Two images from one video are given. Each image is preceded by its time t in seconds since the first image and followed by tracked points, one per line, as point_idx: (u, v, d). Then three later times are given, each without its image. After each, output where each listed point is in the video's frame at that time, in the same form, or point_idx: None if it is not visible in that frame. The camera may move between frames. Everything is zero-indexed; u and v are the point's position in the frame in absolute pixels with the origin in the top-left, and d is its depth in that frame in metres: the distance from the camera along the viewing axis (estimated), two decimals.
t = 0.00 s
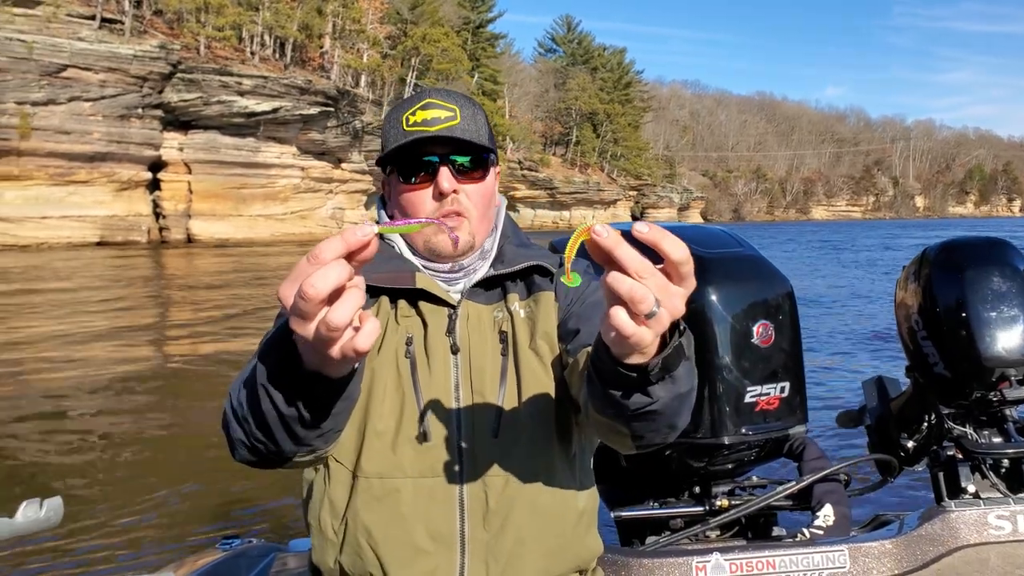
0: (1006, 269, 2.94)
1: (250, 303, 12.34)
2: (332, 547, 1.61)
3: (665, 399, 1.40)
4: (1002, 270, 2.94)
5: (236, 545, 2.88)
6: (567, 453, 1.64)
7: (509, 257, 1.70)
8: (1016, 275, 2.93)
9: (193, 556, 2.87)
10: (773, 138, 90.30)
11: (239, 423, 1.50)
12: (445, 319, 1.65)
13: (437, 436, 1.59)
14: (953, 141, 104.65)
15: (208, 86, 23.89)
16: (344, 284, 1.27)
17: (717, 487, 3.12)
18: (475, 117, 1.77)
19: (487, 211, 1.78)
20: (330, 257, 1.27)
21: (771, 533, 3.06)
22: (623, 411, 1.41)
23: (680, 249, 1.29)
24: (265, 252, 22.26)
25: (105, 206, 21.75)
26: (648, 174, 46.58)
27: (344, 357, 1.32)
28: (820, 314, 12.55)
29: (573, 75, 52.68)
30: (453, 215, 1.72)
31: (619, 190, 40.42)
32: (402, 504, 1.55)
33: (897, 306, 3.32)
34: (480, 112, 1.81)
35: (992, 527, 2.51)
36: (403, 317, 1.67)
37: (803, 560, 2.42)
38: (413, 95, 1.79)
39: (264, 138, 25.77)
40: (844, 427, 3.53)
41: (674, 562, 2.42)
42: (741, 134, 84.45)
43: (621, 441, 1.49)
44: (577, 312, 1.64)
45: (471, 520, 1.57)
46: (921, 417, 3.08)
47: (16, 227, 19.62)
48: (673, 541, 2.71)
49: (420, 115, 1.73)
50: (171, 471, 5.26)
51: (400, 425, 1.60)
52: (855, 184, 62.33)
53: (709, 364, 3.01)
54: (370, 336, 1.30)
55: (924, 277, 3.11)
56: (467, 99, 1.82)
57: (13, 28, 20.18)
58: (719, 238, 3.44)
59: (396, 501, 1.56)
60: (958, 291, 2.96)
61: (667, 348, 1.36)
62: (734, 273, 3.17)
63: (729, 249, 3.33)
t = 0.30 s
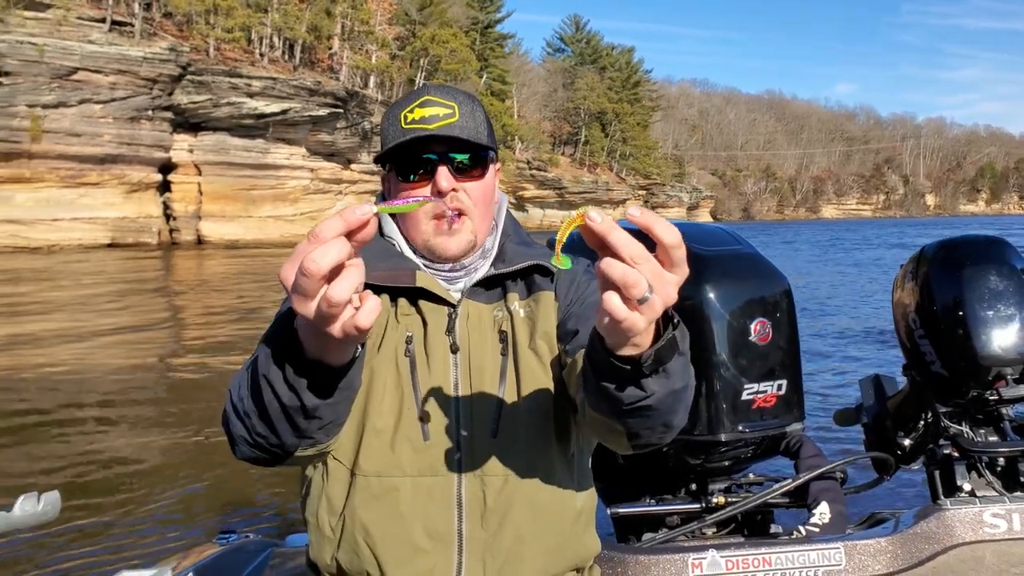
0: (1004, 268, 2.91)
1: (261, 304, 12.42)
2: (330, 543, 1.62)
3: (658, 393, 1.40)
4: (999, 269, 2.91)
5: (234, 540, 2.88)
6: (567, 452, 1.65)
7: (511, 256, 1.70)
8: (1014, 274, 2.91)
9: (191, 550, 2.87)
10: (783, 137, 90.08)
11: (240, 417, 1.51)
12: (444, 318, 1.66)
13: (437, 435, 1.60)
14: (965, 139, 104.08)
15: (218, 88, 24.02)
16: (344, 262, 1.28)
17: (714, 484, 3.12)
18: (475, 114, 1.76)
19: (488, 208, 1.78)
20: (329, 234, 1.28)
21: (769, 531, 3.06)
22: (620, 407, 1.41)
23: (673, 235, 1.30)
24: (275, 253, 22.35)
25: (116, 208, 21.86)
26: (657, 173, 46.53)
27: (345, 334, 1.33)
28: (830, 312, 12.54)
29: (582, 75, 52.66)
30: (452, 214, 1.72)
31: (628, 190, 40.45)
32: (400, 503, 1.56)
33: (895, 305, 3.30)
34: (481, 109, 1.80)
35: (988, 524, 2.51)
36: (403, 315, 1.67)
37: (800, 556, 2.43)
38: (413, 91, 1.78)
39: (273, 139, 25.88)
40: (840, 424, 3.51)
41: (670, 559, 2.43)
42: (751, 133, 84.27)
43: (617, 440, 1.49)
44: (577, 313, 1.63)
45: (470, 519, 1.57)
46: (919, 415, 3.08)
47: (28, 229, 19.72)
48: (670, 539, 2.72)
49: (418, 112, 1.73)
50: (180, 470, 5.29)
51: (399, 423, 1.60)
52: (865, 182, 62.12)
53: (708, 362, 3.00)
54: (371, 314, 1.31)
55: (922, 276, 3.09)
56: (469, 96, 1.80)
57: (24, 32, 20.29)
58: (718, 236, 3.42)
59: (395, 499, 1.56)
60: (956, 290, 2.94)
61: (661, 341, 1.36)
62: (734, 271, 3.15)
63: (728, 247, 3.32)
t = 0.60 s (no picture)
0: (1005, 271, 2.91)
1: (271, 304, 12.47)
2: (327, 541, 1.62)
3: (658, 388, 1.40)
4: (1001, 272, 2.91)
5: (232, 533, 2.87)
6: (566, 448, 1.65)
7: (509, 253, 1.71)
8: (1015, 278, 2.91)
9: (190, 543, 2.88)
10: (792, 135, 89.75)
11: (230, 416, 1.52)
12: (442, 315, 1.66)
13: (434, 432, 1.60)
14: (976, 137, 103.44)
15: (227, 89, 24.08)
16: (324, 276, 1.29)
17: (712, 484, 3.12)
18: (476, 110, 1.75)
19: (484, 206, 1.78)
20: (310, 251, 1.29)
21: (767, 530, 3.05)
22: (618, 403, 1.41)
23: (677, 239, 1.30)
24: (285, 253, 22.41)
25: (126, 210, 21.95)
26: (666, 172, 46.44)
27: (325, 348, 1.34)
28: (837, 312, 12.52)
29: (590, 74, 52.58)
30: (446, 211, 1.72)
31: (637, 189, 40.44)
32: (397, 500, 1.57)
33: (895, 308, 3.28)
34: (482, 104, 1.79)
35: (987, 528, 2.45)
36: (400, 312, 1.69)
37: (797, 557, 2.41)
38: (413, 87, 1.78)
39: (282, 140, 25.96)
40: (838, 426, 3.50)
41: (667, 557, 2.42)
42: (760, 131, 83.98)
43: (616, 438, 1.49)
44: (575, 308, 1.62)
45: (467, 516, 1.58)
46: (915, 417, 3.05)
47: (39, 231, 19.81)
48: (669, 538, 2.71)
49: (419, 107, 1.74)
50: (189, 467, 5.31)
51: (396, 420, 1.61)
52: (875, 180, 61.88)
53: (708, 361, 3.00)
54: (351, 330, 1.31)
55: (923, 280, 3.07)
56: (471, 91, 1.80)
57: (34, 34, 20.20)
58: (720, 235, 3.42)
59: (392, 497, 1.57)
60: (957, 293, 2.93)
61: (662, 339, 1.36)
62: (734, 271, 3.15)
63: (730, 246, 3.31)
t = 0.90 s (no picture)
0: (1004, 276, 2.90)
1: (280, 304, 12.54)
2: (323, 538, 1.62)
3: (660, 408, 1.40)
4: (1000, 277, 2.90)
5: (227, 526, 2.89)
6: (566, 450, 1.65)
7: (509, 251, 1.70)
8: (1013, 283, 2.89)
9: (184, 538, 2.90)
10: (801, 133, 89.49)
11: (222, 414, 1.52)
12: (442, 313, 1.67)
13: (433, 432, 1.61)
14: (987, 135, 102.89)
15: (236, 90, 24.16)
16: (307, 280, 1.29)
17: (709, 484, 3.11)
18: (477, 107, 1.75)
19: (484, 205, 1.78)
20: (294, 253, 1.29)
21: (764, 532, 3.04)
22: (614, 412, 1.40)
23: (689, 275, 1.26)
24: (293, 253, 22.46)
25: (135, 210, 22.06)
26: (675, 171, 46.39)
27: (310, 352, 1.36)
28: (845, 311, 12.49)
29: (598, 73, 52.52)
30: (443, 209, 1.73)
31: (644, 188, 40.46)
32: (394, 499, 1.57)
33: (895, 313, 3.26)
34: (483, 100, 1.79)
35: (982, 532, 2.48)
36: (399, 310, 1.69)
37: (793, 559, 2.40)
38: (415, 82, 1.79)
39: (291, 141, 26.05)
40: (836, 429, 3.49)
41: (663, 557, 2.41)
42: (769, 130, 83.77)
43: (616, 446, 1.49)
44: (575, 310, 1.61)
45: (463, 514, 1.57)
46: (913, 421, 3.04)
47: (49, 232, 19.93)
48: (665, 538, 2.71)
49: (420, 103, 1.74)
50: (197, 466, 5.34)
51: (394, 419, 1.62)
52: (885, 179, 61.61)
53: (706, 361, 3.00)
54: (333, 334, 1.33)
55: (921, 284, 3.06)
56: (472, 88, 1.80)
57: (44, 36, 20.42)
58: (719, 236, 3.42)
59: (390, 494, 1.57)
60: (957, 298, 2.91)
61: (665, 356, 1.35)
62: (733, 271, 3.15)
63: (729, 246, 3.31)
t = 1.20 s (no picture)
0: (1002, 275, 2.87)
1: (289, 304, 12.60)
2: (324, 539, 1.63)
3: (668, 417, 1.40)
4: (998, 277, 2.87)
5: (225, 530, 2.87)
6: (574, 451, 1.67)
7: (516, 255, 1.69)
8: (1011, 281, 2.87)
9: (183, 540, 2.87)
10: (809, 132, 89.26)
11: (229, 411, 1.52)
12: (448, 316, 1.67)
13: (439, 437, 1.61)
14: (997, 133, 102.37)
15: (244, 90, 24.21)
16: (322, 292, 1.28)
17: (707, 484, 3.08)
18: (491, 111, 1.75)
19: (494, 209, 1.78)
20: (308, 265, 1.28)
21: (763, 531, 3.04)
22: (622, 419, 1.41)
23: (705, 291, 1.25)
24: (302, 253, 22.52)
25: (144, 211, 22.15)
26: (683, 170, 46.33)
27: (322, 362, 1.36)
28: (854, 310, 12.47)
29: (606, 72, 52.47)
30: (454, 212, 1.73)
31: (652, 187, 40.45)
32: (398, 500, 1.57)
33: (893, 311, 3.24)
34: (498, 105, 1.79)
35: (981, 531, 2.46)
36: (405, 312, 1.69)
37: (791, 559, 2.40)
38: (428, 83, 1.78)
39: (299, 141, 26.13)
40: (834, 427, 3.48)
41: (662, 557, 2.40)
42: (777, 129, 83.54)
43: (622, 454, 1.49)
44: (583, 316, 1.62)
45: (467, 518, 1.58)
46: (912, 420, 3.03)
47: (59, 232, 20.01)
48: (665, 538, 2.70)
49: (434, 104, 1.73)
50: (205, 466, 5.36)
51: (398, 421, 1.62)
52: (893, 177, 61.42)
53: (706, 360, 3.00)
54: (345, 349, 1.33)
55: (919, 283, 3.04)
56: (487, 91, 1.79)
57: (53, 37, 20.52)
58: (717, 235, 3.46)
59: (393, 496, 1.57)
60: (954, 297, 2.89)
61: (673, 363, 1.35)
62: (732, 271, 3.20)
63: (727, 246, 3.37)
